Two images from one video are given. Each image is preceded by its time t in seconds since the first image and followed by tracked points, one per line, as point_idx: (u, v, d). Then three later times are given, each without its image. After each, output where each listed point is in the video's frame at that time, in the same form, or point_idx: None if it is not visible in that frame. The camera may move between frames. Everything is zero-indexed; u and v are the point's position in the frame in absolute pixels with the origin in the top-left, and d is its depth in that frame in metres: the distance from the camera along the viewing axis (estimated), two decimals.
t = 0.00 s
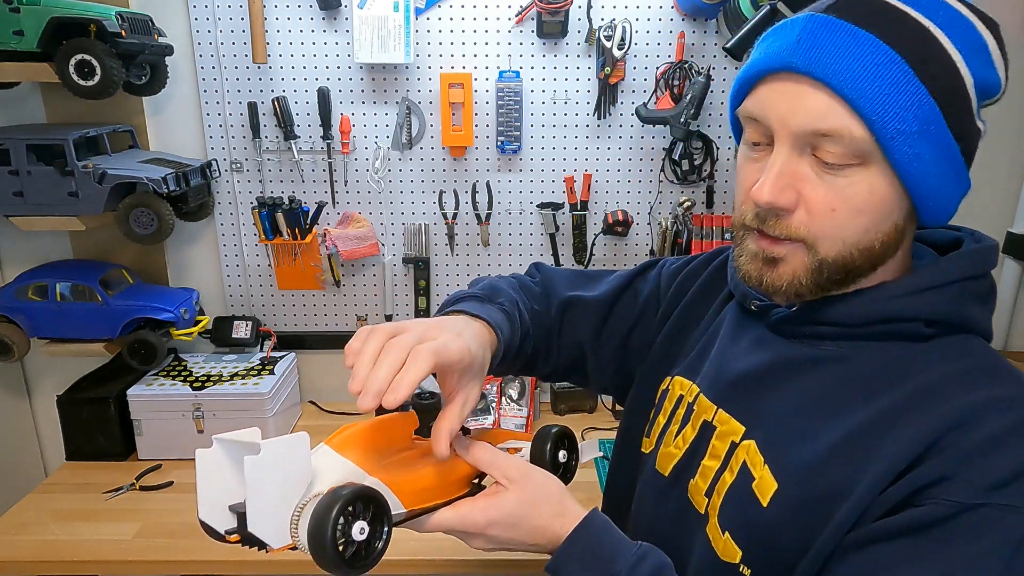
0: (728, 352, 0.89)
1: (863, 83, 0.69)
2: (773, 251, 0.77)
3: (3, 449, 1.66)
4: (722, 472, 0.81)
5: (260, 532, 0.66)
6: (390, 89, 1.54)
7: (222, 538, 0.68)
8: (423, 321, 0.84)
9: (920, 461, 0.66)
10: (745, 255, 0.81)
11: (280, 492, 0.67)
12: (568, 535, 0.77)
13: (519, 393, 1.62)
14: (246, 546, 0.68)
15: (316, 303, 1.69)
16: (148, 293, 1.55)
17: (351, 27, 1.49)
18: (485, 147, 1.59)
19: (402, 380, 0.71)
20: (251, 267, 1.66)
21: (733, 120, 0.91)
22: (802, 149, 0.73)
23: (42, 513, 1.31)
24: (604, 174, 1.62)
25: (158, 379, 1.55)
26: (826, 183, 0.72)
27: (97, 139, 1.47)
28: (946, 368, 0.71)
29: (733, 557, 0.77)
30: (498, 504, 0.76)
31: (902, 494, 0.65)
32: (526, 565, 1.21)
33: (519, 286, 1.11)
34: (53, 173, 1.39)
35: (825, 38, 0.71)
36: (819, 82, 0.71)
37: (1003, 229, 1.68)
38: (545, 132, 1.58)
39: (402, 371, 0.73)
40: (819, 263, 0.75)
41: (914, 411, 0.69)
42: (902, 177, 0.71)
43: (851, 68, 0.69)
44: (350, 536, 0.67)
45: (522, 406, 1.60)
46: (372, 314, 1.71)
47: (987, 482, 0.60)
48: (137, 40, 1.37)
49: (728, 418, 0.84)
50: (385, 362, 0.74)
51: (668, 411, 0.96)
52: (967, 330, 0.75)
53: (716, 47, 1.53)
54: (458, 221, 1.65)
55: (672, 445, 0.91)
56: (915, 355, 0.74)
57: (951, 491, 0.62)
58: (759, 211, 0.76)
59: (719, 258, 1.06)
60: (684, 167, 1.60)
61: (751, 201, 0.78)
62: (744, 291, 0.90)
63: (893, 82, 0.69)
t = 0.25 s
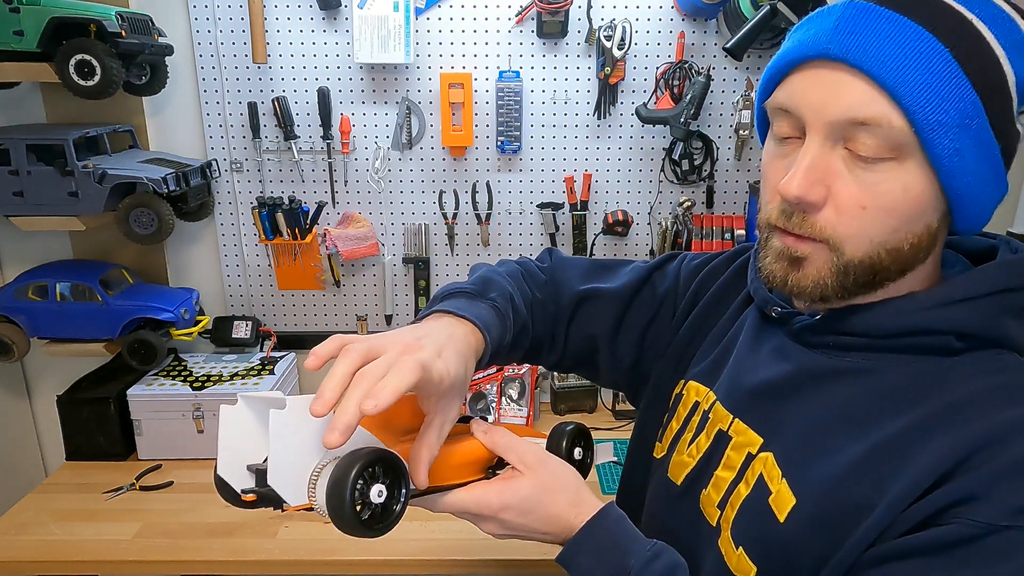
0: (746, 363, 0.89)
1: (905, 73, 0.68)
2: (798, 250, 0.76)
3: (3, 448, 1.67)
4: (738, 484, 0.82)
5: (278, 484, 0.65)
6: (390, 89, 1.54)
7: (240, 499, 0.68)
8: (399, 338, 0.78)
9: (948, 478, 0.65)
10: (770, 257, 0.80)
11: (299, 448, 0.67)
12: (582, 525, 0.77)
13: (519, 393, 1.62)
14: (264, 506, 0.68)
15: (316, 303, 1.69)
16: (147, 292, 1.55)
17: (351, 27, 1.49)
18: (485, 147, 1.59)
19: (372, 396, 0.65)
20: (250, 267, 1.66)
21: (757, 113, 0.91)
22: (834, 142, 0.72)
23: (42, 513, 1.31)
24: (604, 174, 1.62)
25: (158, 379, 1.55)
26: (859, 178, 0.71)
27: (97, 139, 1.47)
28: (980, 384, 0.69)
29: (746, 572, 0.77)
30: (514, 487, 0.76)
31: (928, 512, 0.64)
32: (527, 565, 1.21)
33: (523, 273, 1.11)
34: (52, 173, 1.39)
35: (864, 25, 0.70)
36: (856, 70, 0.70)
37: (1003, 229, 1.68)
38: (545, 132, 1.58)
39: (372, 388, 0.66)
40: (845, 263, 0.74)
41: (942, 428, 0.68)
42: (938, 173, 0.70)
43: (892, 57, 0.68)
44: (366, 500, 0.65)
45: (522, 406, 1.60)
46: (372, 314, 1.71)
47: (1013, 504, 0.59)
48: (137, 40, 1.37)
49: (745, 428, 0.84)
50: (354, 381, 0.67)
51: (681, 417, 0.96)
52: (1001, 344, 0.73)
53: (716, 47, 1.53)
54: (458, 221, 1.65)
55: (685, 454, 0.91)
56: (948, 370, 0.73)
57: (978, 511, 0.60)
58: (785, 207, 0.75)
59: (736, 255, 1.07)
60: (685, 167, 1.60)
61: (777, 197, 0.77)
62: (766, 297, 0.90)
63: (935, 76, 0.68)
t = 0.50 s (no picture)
0: (744, 366, 0.89)
1: (929, 53, 0.72)
2: (829, 249, 0.76)
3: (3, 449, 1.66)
4: (740, 490, 0.82)
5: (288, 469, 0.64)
6: (391, 89, 1.54)
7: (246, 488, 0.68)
8: (406, 343, 0.79)
9: (952, 479, 0.65)
10: (791, 260, 0.80)
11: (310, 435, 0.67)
12: (592, 522, 0.77)
13: (519, 393, 1.62)
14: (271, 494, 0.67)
15: (316, 303, 1.69)
16: (147, 292, 1.55)
17: (351, 27, 1.49)
18: (485, 147, 1.59)
19: (383, 406, 0.65)
20: (250, 267, 1.66)
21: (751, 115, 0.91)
22: (864, 125, 0.75)
23: (42, 513, 1.31)
24: (604, 174, 1.62)
25: (158, 379, 1.55)
26: (894, 159, 0.73)
27: (96, 139, 1.47)
28: (981, 383, 0.70)
29: None
30: (520, 484, 0.76)
31: (932, 514, 0.63)
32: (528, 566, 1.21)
33: (518, 280, 1.12)
34: (53, 173, 1.39)
35: (882, 10, 0.74)
36: (885, 52, 0.73)
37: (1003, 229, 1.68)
38: (545, 132, 1.58)
39: (384, 396, 0.67)
40: (880, 255, 0.75)
41: (942, 430, 0.68)
42: (961, 150, 0.75)
43: (915, 37, 0.72)
44: (380, 489, 0.64)
45: (522, 406, 1.60)
46: (372, 314, 1.71)
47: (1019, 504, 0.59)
48: (137, 41, 1.37)
49: (746, 433, 0.84)
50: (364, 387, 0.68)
51: (680, 422, 0.96)
52: (1001, 343, 0.73)
53: (716, 47, 1.53)
54: (458, 221, 1.65)
55: (685, 460, 0.92)
56: (946, 368, 0.73)
57: (982, 512, 0.60)
58: (819, 199, 0.76)
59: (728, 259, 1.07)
60: (684, 167, 1.60)
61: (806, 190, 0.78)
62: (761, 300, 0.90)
63: (958, 57, 0.72)
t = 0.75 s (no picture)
0: (733, 363, 0.89)
1: (892, 54, 0.72)
2: (802, 251, 0.78)
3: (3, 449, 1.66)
4: (730, 491, 0.81)
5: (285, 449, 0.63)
6: (391, 89, 1.54)
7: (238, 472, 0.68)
8: (402, 329, 0.80)
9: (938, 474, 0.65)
10: (767, 263, 0.82)
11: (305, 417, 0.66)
12: (583, 520, 0.75)
13: (519, 393, 1.62)
14: (265, 477, 0.67)
15: (317, 303, 1.69)
16: (147, 293, 1.55)
17: (351, 27, 1.49)
18: (485, 147, 1.59)
19: (381, 382, 0.66)
20: (250, 267, 1.66)
21: (727, 117, 0.92)
22: (832, 128, 0.76)
23: (42, 513, 1.31)
24: (604, 174, 1.62)
25: (158, 379, 1.55)
26: (861, 162, 0.74)
27: (97, 139, 1.47)
28: (964, 377, 0.71)
29: None
30: (514, 478, 0.74)
31: (918, 507, 0.64)
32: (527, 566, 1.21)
33: (506, 283, 1.12)
34: (53, 173, 1.39)
35: (845, 13, 0.75)
36: (849, 55, 0.74)
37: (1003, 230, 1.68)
38: (545, 132, 1.58)
39: (381, 374, 0.67)
40: (852, 256, 0.76)
41: (929, 425, 0.68)
42: (930, 148, 0.76)
43: (878, 40, 0.73)
44: (379, 471, 0.63)
45: (522, 406, 1.60)
46: (372, 315, 1.71)
47: (1005, 493, 0.59)
48: (137, 41, 1.37)
49: (735, 433, 0.84)
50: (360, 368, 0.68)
51: (670, 425, 0.96)
52: (983, 335, 0.75)
53: (716, 47, 1.53)
54: (458, 221, 1.65)
55: (675, 462, 0.91)
56: (930, 362, 0.74)
57: (967, 504, 0.60)
58: (790, 202, 0.77)
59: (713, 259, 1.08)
60: (684, 167, 1.60)
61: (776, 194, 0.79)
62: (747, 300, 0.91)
63: (922, 56, 0.73)
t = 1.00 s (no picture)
0: (717, 363, 0.89)
1: (865, 55, 0.73)
2: (784, 254, 0.78)
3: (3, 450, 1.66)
4: (717, 487, 0.82)
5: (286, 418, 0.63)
6: (391, 89, 1.54)
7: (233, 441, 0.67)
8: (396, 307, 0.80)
9: (920, 464, 0.66)
10: (750, 266, 0.82)
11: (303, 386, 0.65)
12: (575, 504, 0.75)
13: (519, 394, 1.62)
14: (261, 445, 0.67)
15: (316, 303, 1.69)
16: (148, 293, 1.55)
17: (351, 27, 1.49)
18: (485, 147, 1.59)
19: (376, 352, 0.66)
20: (251, 267, 1.66)
21: (703, 119, 0.92)
22: (806, 131, 0.76)
23: (42, 513, 1.31)
24: (604, 174, 1.62)
25: (158, 379, 1.55)
26: (836, 164, 0.75)
27: (97, 139, 1.47)
28: (945, 371, 0.71)
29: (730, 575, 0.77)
30: (507, 460, 0.74)
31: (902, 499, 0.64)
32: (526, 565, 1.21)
33: (493, 281, 1.12)
34: (52, 173, 1.39)
35: (815, 16, 0.75)
36: (820, 58, 0.74)
37: (1003, 230, 1.67)
38: (545, 132, 1.58)
39: (374, 345, 0.67)
40: (831, 256, 0.76)
41: (912, 417, 0.69)
42: (905, 148, 0.76)
43: (850, 40, 0.73)
44: (379, 442, 0.63)
45: (522, 406, 1.60)
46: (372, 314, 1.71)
47: (984, 484, 0.60)
48: (137, 41, 1.37)
49: (721, 431, 0.84)
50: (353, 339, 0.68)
51: (658, 423, 0.96)
52: (965, 329, 0.75)
53: (716, 47, 1.53)
54: (458, 221, 1.65)
55: (663, 460, 0.92)
56: (912, 357, 0.74)
57: (947, 495, 0.61)
58: (768, 206, 0.77)
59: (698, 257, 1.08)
60: (684, 167, 1.59)
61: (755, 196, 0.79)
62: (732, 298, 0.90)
63: (893, 55, 0.74)
